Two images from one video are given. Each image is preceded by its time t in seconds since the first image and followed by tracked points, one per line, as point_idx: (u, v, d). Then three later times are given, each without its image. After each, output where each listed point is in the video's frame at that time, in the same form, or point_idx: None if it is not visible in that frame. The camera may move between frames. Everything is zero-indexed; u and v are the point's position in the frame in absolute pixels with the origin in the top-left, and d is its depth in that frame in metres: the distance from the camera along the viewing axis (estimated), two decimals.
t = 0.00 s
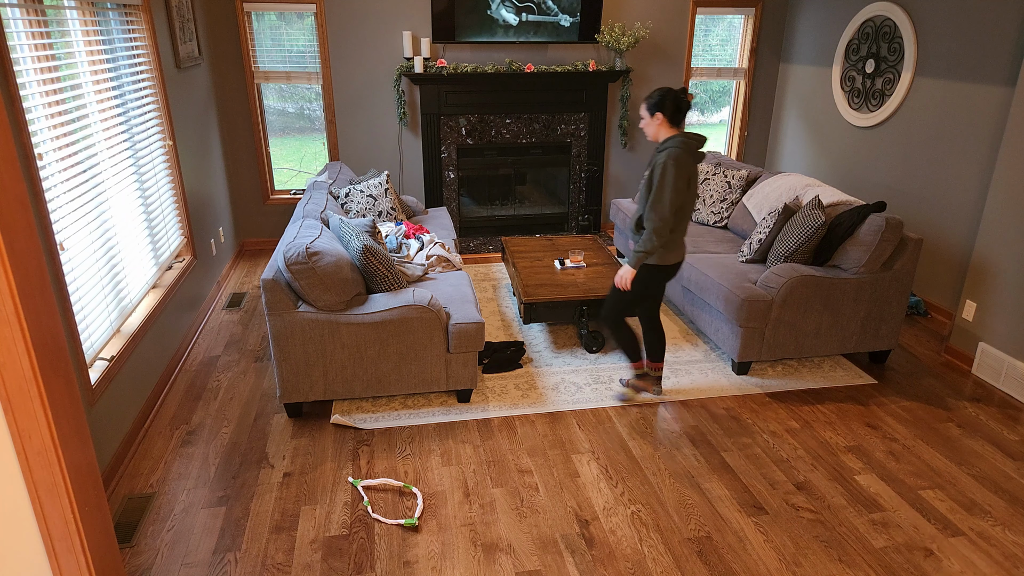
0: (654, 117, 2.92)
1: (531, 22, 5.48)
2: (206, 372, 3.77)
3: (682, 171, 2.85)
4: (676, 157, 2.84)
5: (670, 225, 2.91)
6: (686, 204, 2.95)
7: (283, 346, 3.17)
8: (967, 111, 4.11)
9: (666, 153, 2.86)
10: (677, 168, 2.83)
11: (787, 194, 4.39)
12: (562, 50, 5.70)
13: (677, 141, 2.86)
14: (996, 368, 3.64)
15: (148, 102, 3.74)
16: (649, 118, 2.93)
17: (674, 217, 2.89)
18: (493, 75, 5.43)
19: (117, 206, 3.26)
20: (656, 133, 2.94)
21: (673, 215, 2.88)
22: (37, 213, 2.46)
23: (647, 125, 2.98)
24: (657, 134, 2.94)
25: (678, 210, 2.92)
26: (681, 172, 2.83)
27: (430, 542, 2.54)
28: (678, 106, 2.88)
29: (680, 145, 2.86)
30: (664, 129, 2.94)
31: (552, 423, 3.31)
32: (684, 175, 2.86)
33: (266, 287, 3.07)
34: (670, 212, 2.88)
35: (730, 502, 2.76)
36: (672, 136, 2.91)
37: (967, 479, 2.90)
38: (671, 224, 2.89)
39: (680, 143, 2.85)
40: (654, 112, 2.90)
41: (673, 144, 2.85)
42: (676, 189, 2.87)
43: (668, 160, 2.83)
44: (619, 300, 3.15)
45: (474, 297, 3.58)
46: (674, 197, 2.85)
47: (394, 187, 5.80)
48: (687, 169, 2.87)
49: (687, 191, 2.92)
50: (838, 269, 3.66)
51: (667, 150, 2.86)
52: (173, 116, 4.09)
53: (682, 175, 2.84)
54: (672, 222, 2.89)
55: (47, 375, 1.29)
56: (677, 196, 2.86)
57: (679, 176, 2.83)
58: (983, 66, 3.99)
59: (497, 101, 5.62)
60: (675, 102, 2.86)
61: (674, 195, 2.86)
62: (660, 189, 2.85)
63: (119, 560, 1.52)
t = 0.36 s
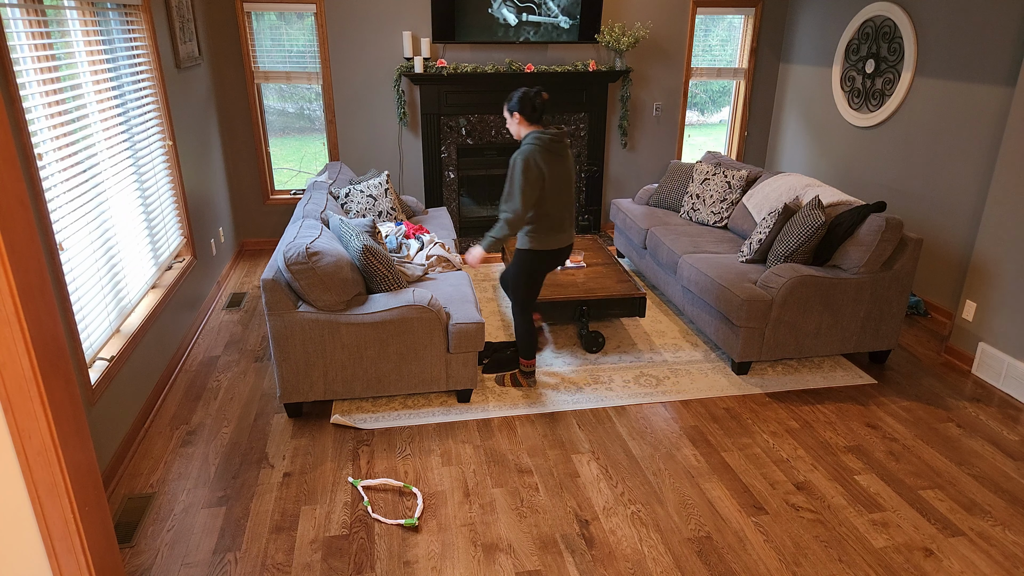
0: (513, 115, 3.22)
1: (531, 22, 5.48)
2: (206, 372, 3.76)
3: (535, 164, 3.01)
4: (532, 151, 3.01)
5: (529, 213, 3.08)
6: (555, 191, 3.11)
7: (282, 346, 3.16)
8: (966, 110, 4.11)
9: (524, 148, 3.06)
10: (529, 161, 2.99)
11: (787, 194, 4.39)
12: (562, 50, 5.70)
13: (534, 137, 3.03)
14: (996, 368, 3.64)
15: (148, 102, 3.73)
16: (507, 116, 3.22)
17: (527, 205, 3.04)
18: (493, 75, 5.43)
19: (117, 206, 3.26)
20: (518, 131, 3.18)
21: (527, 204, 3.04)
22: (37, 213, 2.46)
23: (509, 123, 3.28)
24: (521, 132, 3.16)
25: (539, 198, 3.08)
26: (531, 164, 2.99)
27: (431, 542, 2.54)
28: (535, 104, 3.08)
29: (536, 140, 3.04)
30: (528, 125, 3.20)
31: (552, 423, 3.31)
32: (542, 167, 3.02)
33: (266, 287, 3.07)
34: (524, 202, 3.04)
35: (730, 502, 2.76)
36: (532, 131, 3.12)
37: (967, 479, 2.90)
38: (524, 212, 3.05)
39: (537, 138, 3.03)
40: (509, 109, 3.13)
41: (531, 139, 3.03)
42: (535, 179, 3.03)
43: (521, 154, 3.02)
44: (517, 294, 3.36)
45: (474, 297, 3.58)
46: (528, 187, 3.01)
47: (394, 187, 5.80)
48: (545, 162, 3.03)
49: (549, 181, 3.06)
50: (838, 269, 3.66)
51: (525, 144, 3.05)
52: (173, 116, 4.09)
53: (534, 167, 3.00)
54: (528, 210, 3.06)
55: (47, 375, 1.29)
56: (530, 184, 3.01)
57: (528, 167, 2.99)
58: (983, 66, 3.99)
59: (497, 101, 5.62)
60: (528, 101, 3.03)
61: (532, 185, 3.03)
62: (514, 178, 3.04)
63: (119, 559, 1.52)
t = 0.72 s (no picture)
0: (443, 122, 3.55)
1: (531, 21, 5.48)
2: (206, 372, 3.77)
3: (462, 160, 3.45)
4: (459, 150, 3.46)
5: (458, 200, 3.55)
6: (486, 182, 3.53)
7: (283, 346, 3.17)
8: (966, 110, 4.12)
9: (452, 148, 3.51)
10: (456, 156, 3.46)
11: (787, 194, 4.38)
12: (562, 50, 5.70)
13: (462, 137, 3.47)
14: (996, 368, 3.64)
15: (147, 103, 3.74)
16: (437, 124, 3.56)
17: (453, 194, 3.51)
18: (493, 75, 5.43)
19: (117, 206, 3.26)
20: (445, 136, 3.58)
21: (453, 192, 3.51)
22: (38, 213, 2.46)
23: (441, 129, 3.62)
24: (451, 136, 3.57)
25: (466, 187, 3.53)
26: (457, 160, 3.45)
27: (431, 542, 2.54)
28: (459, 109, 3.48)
29: (466, 140, 3.46)
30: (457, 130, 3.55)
31: (552, 423, 3.31)
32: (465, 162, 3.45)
33: (265, 287, 3.07)
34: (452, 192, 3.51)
35: (730, 502, 2.76)
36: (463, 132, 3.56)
37: (967, 479, 2.90)
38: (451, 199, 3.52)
39: (464, 138, 3.46)
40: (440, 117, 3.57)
41: (459, 139, 3.48)
42: (464, 172, 3.49)
43: (451, 153, 3.48)
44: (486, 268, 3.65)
45: (474, 297, 3.58)
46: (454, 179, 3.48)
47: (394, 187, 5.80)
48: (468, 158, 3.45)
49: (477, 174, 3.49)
50: (838, 269, 3.66)
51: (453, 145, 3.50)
52: (172, 116, 4.09)
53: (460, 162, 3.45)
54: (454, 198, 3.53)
55: (47, 374, 1.29)
56: (454, 176, 3.48)
57: (454, 163, 3.46)
58: (983, 66, 3.99)
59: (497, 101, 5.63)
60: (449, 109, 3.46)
61: (459, 177, 3.50)
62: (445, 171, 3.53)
63: (119, 559, 1.52)
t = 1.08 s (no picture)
0: (430, 116, 3.89)
1: (531, 21, 5.48)
2: (206, 372, 3.77)
3: (456, 147, 3.77)
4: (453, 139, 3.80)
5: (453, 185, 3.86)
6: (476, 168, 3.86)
7: (283, 346, 3.17)
8: (966, 110, 4.12)
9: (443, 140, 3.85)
10: (447, 145, 3.78)
11: (787, 194, 4.38)
12: (562, 50, 5.70)
13: (450, 128, 3.82)
14: (996, 368, 3.64)
15: (147, 102, 3.74)
16: (423, 118, 3.90)
17: (450, 178, 3.82)
18: (494, 75, 5.43)
19: (117, 206, 3.26)
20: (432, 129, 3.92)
21: (449, 177, 3.82)
22: (38, 213, 2.46)
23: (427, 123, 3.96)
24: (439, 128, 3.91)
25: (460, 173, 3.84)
26: (450, 147, 3.77)
27: (431, 542, 2.54)
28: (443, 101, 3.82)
29: (456, 130, 3.82)
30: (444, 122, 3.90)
31: (552, 423, 3.32)
32: (460, 150, 3.78)
33: (265, 287, 3.07)
34: (447, 177, 3.82)
35: (730, 502, 2.76)
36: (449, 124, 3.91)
37: (967, 479, 2.90)
38: (447, 183, 3.83)
39: (455, 128, 3.81)
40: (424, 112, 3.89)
41: (448, 129, 3.83)
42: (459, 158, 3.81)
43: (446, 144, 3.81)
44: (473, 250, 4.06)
45: (474, 297, 3.58)
46: (449, 166, 3.79)
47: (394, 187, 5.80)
48: (462, 145, 3.78)
49: (471, 159, 3.82)
50: (838, 269, 3.66)
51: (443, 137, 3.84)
52: (173, 116, 4.09)
53: (453, 149, 3.77)
54: (451, 182, 3.84)
55: (47, 374, 1.29)
56: (451, 163, 3.79)
57: (448, 151, 3.77)
58: (983, 66, 3.99)
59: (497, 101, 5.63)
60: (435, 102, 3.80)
61: (455, 165, 3.81)
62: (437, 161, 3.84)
63: (119, 559, 1.52)
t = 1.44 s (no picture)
0: (445, 105, 3.89)
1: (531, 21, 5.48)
2: (206, 372, 3.76)
3: (475, 136, 3.80)
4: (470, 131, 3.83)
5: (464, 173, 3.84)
6: (488, 161, 3.88)
7: (283, 346, 3.17)
8: (966, 110, 4.12)
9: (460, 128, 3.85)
10: (466, 132, 3.79)
11: (787, 194, 4.38)
12: (562, 50, 5.70)
13: (469, 118, 3.85)
14: (996, 368, 3.64)
15: (148, 102, 3.73)
16: (437, 107, 3.90)
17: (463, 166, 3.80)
18: (494, 75, 5.43)
19: (117, 206, 3.26)
20: (446, 118, 3.92)
21: (462, 164, 3.80)
22: (38, 213, 2.46)
23: (440, 112, 3.95)
24: (453, 118, 3.92)
25: (473, 162, 3.82)
26: (470, 135, 3.79)
27: (431, 542, 2.54)
28: (462, 92, 3.86)
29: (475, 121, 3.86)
30: (459, 112, 3.91)
31: (552, 423, 3.31)
32: (479, 139, 3.80)
33: (266, 287, 3.07)
34: (460, 164, 3.80)
35: (730, 502, 2.76)
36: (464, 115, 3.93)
37: (967, 479, 2.90)
38: (459, 169, 3.81)
39: (474, 119, 3.85)
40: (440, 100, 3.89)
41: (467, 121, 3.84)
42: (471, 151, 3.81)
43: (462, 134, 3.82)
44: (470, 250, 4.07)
45: (474, 297, 3.58)
46: (465, 152, 3.78)
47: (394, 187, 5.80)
48: (482, 136, 3.82)
49: (485, 151, 3.84)
50: (838, 269, 3.66)
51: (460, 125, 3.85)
52: (173, 116, 4.09)
53: (473, 137, 3.79)
54: (463, 169, 3.81)
55: (47, 374, 1.29)
56: (468, 150, 3.78)
57: (467, 138, 3.78)
58: (983, 66, 4.00)
59: (497, 101, 5.63)
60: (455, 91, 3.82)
61: (470, 153, 3.80)
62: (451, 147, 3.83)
63: (120, 559, 1.52)
